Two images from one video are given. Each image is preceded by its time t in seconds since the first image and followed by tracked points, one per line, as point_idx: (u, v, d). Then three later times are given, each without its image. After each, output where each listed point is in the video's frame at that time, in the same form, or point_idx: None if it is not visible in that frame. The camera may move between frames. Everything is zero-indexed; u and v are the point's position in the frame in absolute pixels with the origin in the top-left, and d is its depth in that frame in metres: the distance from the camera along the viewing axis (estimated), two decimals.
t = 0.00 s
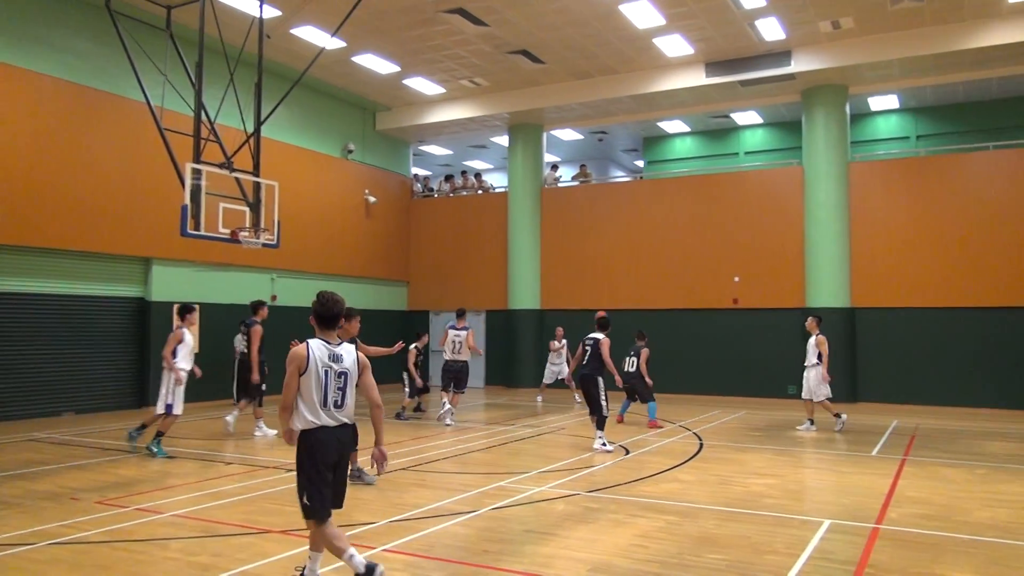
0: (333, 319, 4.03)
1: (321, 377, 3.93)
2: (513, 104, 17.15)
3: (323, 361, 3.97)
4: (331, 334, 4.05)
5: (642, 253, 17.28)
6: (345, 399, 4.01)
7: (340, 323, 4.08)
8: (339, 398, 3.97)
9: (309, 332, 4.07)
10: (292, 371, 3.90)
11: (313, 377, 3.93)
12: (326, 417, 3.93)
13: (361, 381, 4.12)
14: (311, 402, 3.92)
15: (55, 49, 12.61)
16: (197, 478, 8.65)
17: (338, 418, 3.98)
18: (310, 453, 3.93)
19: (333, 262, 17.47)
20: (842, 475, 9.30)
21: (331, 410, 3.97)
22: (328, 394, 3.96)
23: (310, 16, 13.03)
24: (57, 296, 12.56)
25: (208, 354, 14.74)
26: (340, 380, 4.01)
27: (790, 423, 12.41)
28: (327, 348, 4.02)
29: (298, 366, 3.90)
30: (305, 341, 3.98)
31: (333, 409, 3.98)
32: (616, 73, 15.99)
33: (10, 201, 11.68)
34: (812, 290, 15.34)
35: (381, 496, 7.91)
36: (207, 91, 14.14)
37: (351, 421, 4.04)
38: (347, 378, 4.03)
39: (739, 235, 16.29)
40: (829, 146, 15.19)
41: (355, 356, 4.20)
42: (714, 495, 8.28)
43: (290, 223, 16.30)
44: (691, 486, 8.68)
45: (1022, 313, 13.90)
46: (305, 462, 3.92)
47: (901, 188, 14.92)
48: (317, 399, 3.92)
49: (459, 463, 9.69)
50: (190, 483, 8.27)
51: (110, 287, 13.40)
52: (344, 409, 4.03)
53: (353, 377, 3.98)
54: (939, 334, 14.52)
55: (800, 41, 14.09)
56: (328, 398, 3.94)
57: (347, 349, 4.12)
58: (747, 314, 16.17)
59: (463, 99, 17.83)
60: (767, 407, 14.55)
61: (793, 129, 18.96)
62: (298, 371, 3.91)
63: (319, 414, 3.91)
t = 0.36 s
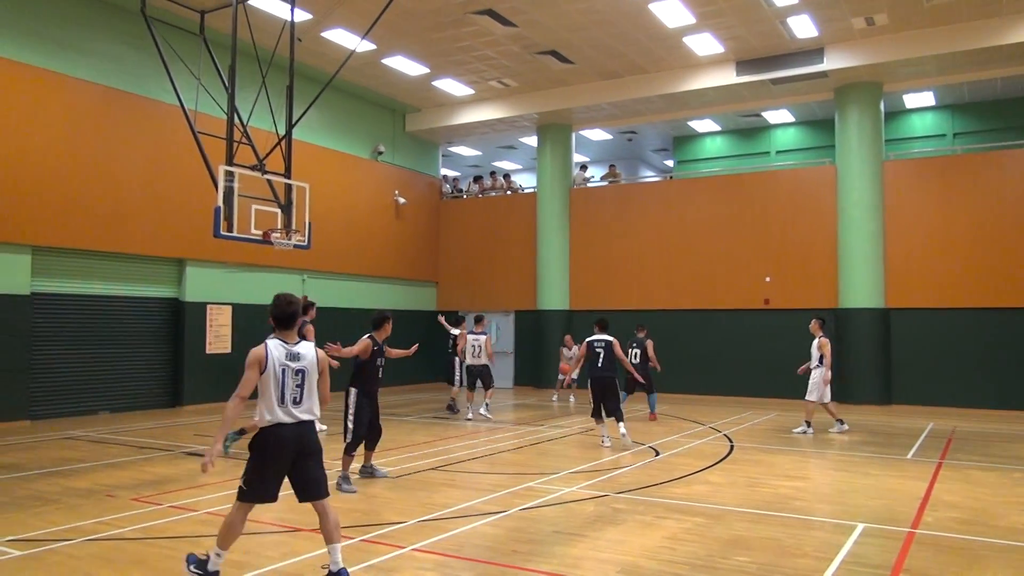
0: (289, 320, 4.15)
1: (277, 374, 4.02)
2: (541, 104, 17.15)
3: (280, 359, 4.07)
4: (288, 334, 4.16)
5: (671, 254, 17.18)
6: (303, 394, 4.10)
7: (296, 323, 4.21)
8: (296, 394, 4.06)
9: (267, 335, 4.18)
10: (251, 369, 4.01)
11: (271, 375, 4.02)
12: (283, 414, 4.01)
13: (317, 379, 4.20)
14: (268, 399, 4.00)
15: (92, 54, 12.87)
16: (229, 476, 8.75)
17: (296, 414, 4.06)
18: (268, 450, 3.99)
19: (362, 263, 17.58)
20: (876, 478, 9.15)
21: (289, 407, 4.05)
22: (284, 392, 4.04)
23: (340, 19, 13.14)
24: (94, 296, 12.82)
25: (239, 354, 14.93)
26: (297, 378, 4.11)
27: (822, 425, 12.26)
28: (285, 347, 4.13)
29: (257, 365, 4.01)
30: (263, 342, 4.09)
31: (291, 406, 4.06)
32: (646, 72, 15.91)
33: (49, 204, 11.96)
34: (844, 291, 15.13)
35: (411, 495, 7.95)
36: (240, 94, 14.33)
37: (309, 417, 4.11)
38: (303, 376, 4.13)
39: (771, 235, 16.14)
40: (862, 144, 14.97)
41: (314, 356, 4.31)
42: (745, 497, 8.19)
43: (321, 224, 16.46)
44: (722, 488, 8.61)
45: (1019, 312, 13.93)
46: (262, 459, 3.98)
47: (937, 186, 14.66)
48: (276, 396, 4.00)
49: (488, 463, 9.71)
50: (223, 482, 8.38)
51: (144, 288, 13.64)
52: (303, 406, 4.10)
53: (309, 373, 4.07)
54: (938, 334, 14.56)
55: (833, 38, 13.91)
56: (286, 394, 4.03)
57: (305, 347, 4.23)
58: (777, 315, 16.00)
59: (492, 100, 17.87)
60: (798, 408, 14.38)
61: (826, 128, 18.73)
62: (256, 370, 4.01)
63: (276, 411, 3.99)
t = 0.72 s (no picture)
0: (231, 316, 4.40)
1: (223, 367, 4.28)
2: (571, 104, 17.13)
3: (224, 353, 4.32)
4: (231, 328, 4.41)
5: (703, 254, 17.05)
6: (250, 386, 4.37)
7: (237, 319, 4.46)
8: (244, 385, 4.32)
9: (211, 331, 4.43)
10: (195, 364, 4.25)
11: (216, 368, 4.27)
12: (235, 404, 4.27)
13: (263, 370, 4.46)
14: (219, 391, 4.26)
15: (129, 59, 13.11)
16: (262, 475, 8.86)
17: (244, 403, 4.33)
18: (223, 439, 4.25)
19: (392, 264, 17.69)
20: (913, 482, 8.98)
21: (239, 397, 4.30)
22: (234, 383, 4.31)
23: (371, 22, 13.24)
24: (131, 297, 13.06)
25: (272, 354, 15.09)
26: (241, 370, 4.36)
27: (857, 427, 12.08)
28: (227, 340, 4.38)
29: (201, 360, 4.26)
30: (205, 338, 4.34)
31: (241, 396, 4.32)
32: (676, 71, 15.82)
33: (87, 207, 12.21)
34: (880, 291, 14.90)
35: (442, 495, 7.98)
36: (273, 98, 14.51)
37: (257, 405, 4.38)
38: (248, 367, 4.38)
39: (804, 235, 15.94)
40: (898, 143, 14.73)
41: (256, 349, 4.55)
42: (778, 500, 8.10)
43: (353, 225, 16.59)
44: (755, 491, 8.52)
45: None
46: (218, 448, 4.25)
47: (974, 184, 14.38)
48: (224, 387, 4.25)
49: (519, 464, 9.71)
50: (256, 480, 8.48)
51: (180, 289, 13.86)
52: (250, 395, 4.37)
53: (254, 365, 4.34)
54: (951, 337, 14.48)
55: (867, 35, 13.70)
56: (234, 384, 4.28)
57: (247, 341, 4.49)
58: (810, 316, 15.80)
59: (522, 100, 17.89)
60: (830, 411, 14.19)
61: (861, 126, 18.46)
62: (200, 365, 4.26)
63: (228, 402, 4.25)
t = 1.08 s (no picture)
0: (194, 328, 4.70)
1: (180, 374, 4.57)
2: (607, 104, 17.07)
3: (183, 362, 4.61)
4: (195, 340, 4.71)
5: (742, 254, 16.87)
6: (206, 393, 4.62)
7: (205, 333, 4.75)
8: (200, 392, 4.59)
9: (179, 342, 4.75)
10: (156, 371, 4.58)
11: (173, 375, 4.57)
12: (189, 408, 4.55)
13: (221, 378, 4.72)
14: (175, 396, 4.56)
15: (172, 65, 13.38)
16: (301, 473, 8.97)
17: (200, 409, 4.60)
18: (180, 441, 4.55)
19: (429, 264, 17.79)
20: (959, 487, 8.78)
21: (195, 402, 4.59)
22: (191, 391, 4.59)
23: (409, 24, 13.34)
24: (174, 298, 13.33)
25: (311, 355, 15.29)
26: (199, 377, 4.63)
27: (902, 431, 11.82)
28: (189, 351, 4.67)
29: (160, 367, 4.58)
30: (169, 348, 4.66)
31: (196, 401, 4.59)
32: (714, 70, 15.67)
33: (133, 210, 12.49)
34: (925, 291, 14.59)
35: (479, 496, 8.01)
36: (312, 101, 14.71)
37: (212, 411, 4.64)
38: (206, 375, 4.64)
39: (845, 234, 15.69)
40: (942, 140, 14.42)
41: (220, 360, 4.81)
42: (819, 503, 7.98)
43: (390, 226, 16.73)
44: (796, 494, 8.40)
45: None
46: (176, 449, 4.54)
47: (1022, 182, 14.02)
48: (180, 392, 4.55)
49: (556, 465, 9.69)
50: (296, 479, 8.58)
51: (222, 290, 14.11)
52: (206, 401, 4.63)
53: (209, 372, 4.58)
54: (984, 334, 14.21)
55: (911, 30, 13.44)
56: (188, 391, 4.56)
57: (210, 353, 4.74)
58: (851, 317, 15.54)
59: (558, 101, 17.87)
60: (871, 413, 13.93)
61: (904, 123, 18.11)
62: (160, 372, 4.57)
63: (181, 406, 4.54)
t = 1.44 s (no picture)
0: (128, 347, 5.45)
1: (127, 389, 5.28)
2: (618, 104, 17.04)
3: (121, 377, 5.31)
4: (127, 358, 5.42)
5: (755, 255, 16.80)
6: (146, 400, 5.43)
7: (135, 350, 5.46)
8: (139, 399, 5.33)
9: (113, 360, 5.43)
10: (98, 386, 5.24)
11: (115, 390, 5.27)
12: (134, 415, 5.29)
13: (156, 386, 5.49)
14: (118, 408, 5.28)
15: (186, 67, 13.47)
16: (313, 473, 9.01)
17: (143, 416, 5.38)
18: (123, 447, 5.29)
19: (441, 265, 17.83)
20: (974, 489, 8.70)
21: (135, 409, 5.32)
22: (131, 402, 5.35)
23: (420, 25, 13.37)
24: (189, 300, 13.41)
25: (323, 355, 15.36)
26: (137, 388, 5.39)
27: (916, 432, 11.74)
28: (125, 367, 5.37)
29: (101, 382, 5.23)
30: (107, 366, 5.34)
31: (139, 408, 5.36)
32: (726, 69, 15.62)
33: (147, 212, 12.59)
34: (939, 292, 14.50)
35: (490, 496, 8.02)
36: (324, 102, 14.78)
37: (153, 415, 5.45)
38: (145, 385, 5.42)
39: (859, 234, 15.60)
40: (957, 139, 14.31)
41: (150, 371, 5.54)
42: (831, 505, 7.93)
43: (402, 227, 16.78)
44: (808, 496, 8.36)
45: None
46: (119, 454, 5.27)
47: None
48: (121, 402, 5.27)
49: (567, 465, 9.69)
50: (307, 479, 8.62)
51: (236, 291, 14.20)
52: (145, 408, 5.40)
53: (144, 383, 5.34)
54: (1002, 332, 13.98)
55: (926, 28, 13.34)
56: (130, 401, 5.29)
57: (142, 367, 5.47)
58: (864, 317, 15.46)
59: (569, 101, 17.86)
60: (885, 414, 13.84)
61: (918, 122, 17.99)
62: (99, 392, 5.19)
63: (125, 414, 5.26)
